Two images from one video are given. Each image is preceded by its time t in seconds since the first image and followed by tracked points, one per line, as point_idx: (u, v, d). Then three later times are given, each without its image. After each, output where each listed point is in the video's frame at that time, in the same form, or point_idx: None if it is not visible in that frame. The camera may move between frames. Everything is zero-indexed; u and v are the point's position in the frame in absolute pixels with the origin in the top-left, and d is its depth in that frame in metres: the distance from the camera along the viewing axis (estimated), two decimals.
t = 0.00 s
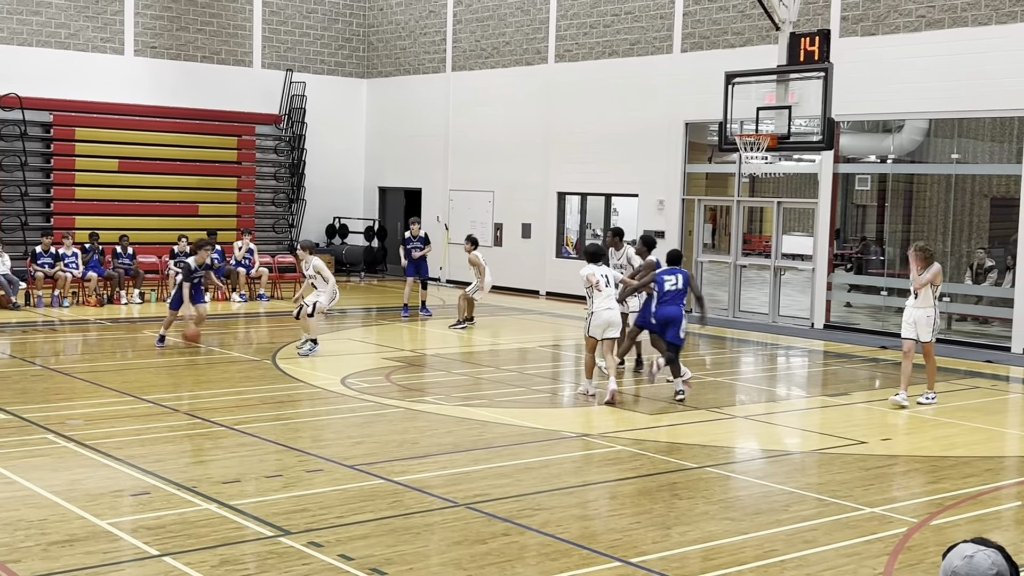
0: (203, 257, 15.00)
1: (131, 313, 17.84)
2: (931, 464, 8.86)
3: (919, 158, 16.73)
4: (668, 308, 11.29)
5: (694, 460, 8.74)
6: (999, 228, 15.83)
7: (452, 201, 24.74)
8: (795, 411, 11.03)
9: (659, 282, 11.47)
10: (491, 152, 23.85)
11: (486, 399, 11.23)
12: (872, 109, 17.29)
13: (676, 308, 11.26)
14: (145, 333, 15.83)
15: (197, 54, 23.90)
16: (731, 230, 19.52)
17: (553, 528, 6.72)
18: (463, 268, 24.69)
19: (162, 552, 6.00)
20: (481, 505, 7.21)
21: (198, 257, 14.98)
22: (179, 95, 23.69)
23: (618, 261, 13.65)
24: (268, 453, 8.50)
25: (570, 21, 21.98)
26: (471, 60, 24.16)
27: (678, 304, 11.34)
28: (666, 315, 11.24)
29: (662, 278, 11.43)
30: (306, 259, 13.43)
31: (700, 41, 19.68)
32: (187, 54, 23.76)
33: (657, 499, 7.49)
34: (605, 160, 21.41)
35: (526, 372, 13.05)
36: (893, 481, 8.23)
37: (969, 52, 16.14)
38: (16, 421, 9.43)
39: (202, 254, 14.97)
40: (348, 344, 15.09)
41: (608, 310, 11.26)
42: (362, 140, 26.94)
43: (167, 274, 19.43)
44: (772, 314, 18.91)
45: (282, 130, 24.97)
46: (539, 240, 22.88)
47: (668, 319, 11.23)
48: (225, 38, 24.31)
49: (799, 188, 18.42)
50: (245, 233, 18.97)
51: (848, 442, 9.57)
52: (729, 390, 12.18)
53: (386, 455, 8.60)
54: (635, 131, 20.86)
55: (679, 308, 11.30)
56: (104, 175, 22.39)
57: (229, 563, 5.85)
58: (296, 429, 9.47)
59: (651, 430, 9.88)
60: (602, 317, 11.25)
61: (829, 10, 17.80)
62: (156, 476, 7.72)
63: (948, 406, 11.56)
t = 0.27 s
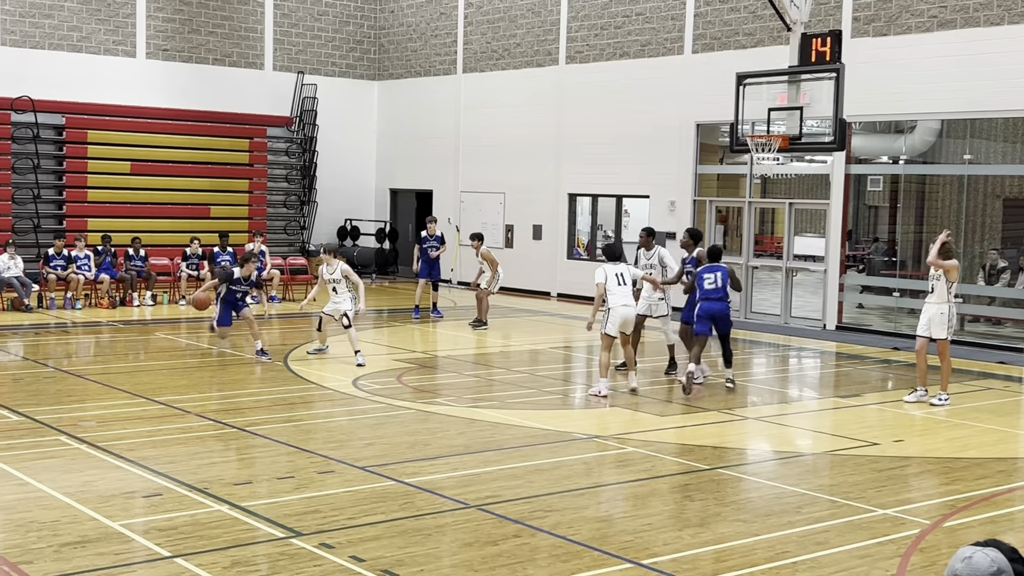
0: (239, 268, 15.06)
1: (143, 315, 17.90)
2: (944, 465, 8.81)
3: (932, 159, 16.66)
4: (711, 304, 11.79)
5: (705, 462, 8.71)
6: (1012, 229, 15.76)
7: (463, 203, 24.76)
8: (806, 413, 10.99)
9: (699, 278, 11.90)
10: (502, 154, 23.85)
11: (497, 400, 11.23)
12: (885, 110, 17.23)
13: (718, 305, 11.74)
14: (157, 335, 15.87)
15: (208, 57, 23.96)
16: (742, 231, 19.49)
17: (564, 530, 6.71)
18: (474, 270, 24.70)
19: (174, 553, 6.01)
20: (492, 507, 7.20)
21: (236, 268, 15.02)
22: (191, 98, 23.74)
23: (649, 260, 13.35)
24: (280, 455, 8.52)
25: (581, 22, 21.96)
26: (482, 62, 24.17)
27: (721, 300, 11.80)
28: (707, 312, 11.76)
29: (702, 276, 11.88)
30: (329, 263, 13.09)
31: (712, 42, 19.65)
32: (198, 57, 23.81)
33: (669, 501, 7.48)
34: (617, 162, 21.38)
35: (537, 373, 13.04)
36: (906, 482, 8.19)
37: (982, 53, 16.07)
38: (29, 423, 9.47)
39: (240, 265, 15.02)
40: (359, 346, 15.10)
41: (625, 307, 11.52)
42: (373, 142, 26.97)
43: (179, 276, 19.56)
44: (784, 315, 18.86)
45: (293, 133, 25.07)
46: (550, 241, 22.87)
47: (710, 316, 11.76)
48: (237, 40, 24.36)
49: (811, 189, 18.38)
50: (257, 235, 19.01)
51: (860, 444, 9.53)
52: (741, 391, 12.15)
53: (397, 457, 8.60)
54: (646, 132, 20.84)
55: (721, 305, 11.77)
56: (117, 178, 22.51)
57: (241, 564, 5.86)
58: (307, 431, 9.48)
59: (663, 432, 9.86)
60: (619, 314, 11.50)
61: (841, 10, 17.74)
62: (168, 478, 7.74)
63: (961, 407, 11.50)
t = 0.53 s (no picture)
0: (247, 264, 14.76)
1: (151, 317, 17.94)
2: (953, 467, 8.79)
3: (940, 159, 16.62)
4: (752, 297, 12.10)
5: (714, 463, 8.70)
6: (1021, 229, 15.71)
7: (470, 205, 24.76)
8: (815, 414, 10.96)
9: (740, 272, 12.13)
10: (509, 156, 23.86)
11: (504, 402, 11.23)
12: (892, 110, 17.19)
13: (760, 300, 12.04)
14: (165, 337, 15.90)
15: (216, 59, 24.01)
16: (750, 232, 19.46)
17: (572, 532, 6.71)
18: (482, 271, 24.71)
19: (182, 555, 6.02)
20: (500, 509, 7.20)
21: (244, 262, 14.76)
22: (199, 100, 23.79)
23: (671, 261, 13.33)
24: (288, 457, 8.53)
25: (588, 24, 21.96)
26: (489, 63, 24.18)
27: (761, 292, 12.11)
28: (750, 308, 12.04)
29: (742, 269, 12.13)
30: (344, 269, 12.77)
31: (719, 43, 19.63)
32: (206, 59, 23.86)
33: (677, 502, 7.47)
34: (625, 163, 21.35)
35: (545, 375, 13.03)
36: (915, 484, 8.17)
37: (991, 53, 16.03)
38: (37, 425, 9.49)
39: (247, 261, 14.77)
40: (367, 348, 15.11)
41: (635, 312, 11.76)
42: (380, 143, 26.98)
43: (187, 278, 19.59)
44: (792, 316, 18.82)
45: (301, 134, 25.16)
46: (557, 242, 22.86)
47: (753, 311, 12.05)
48: (244, 42, 24.41)
49: (818, 190, 18.34)
50: (265, 237, 19.03)
51: (869, 445, 9.51)
52: (750, 393, 12.13)
53: (405, 459, 8.60)
54: (654, 133, 20.83)
55: (763, 299, 12.10)
56: (125, 180, 22.57)
57: (249, 566, 5.86)
58: (315, 433, 9.49)
59: (671, 433, 9.85)
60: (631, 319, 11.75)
61: (848, 11, 17.71)
62: (176, 479, 7.75)
63: (970, 408, 11.47)
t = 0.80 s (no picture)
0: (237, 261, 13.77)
1: (156, 319, 17.97)
2: (960, 467, 8.77)
3: (945, 160, 16.59)
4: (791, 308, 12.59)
5: (720, 465, 8.69)
6: None
7: (475, 206, 24.78)
8: (820, 415, 10.95)
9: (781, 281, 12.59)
10: (514, 157, 23.86)
11: (509, 404, 11.23)
12: (898, 111, 17.16)
13: (795, 309, 12.51)
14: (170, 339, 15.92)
15: (221, 61, 24.04)
16: (755, 233, 19.45)
17: (577, 533, 6.71)
18: (487, 272, 24.72)
19: (187, 557, 6.03)
20: (505, 510, 7.20)
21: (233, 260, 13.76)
22: (204, 103, 23.82)
23: (688, 261, 13.40)
24: (293, 459, 8.53)
25: (592, 25, 21.96)
26: (493, 65, 24.19)
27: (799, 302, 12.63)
28: (785, 316, 12.49)
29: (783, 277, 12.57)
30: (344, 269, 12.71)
31: (723, 44, 19.62)
32: (211, 62, 23.89)
33: (682, 504, 7.46)
34: (630, 164, 21.34)
35: (550, 376, 13.04)
36: (921, 485, 8.16)
37: (996, 54, 16.00)
38: (43, 427, 9.51)
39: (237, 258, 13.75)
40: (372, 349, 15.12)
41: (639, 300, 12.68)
42: (385, 145, 27.01)
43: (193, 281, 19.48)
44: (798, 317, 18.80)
45: (306, 136, 25.22)
46: (562, 243, 22.86)
47: (787, 319, 12.50)
48: (249, 45, 24.44)
49: (823, 191, 18.32)
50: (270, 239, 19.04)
51: (875, 446, 9.50)
52: (756, 394, 12.13)
53: (410, 460, 8.61)
54: (658, 134, 20.82)
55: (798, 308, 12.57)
56: (130, 182, 22.61)
57: (255, 568, 5.87)
58: (320, 434, 9.49)
59: (676, 434, 9.85)
60: (636, 306, 12.62)
61: (853, 11, 17.69)
62: (182, 481, 7.77)
63: (976, 409, 11.45)
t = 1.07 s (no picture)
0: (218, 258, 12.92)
1: (159, 320, 17.98)
2: (963, 468, 8.76)
3: (947, 160, 16.58)
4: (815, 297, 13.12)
5: (723, 465, 8.68)
6: None
7: (477, 207, 24.78)
8: (823, 416, 10.93)
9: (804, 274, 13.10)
10: (516, 158, 23.86)
11: (512, 405, 11.23)
12: (901, 111, 17.15)
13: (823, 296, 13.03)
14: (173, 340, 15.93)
15: (223, 63, 24.06)
16: (757, 233, 19.45)
17: (580, 534, 6.70)
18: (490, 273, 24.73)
19: (191, 558, 6.03)
20: (508, 511, 7.19)
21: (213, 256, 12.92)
22: (207, 104, 23.84)
23: (704, 261, 13.32)
24: (296, 460, 8.53)
25: (594, 26, 21.96)
26: (495, 66, 24.20)
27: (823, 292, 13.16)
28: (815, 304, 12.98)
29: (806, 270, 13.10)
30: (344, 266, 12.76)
31: (725, 44, 19.61)
32: (213, 63, 23.91)
33: (685, 505, 7.45)
34: (632, 164, 21.33)
35: (552, 377, 13.04)
36: (924, 485, 8.15)
37: (999, 53, 15.98)
38: (46, 429, 9.52)
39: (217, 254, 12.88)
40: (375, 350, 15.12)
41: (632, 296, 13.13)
42: (387, 146, 27.01)
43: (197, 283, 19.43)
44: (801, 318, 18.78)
45: (308, 137, 25.17)
46: (564, 244, 22.86)
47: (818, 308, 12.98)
48: (251, 46, 24.47)
49: (826, 191, 18.30)
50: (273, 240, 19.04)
51: (878, 447, 9.49)
52: (759, 395, 12.12)
53: (413, 461, 8.60)
54: (661, 134, 20.82)
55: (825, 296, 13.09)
56: (133, 183, 22.62)
57: (258, 569, 5.87)
58: (323, 436, 9.49)
59: (678, 435, 9.83)
60: (631, 303, 13.07)
61: (855, 11, 17.68)
62: (184, 483, 7.77)
63: (979, 409, 11.44)
